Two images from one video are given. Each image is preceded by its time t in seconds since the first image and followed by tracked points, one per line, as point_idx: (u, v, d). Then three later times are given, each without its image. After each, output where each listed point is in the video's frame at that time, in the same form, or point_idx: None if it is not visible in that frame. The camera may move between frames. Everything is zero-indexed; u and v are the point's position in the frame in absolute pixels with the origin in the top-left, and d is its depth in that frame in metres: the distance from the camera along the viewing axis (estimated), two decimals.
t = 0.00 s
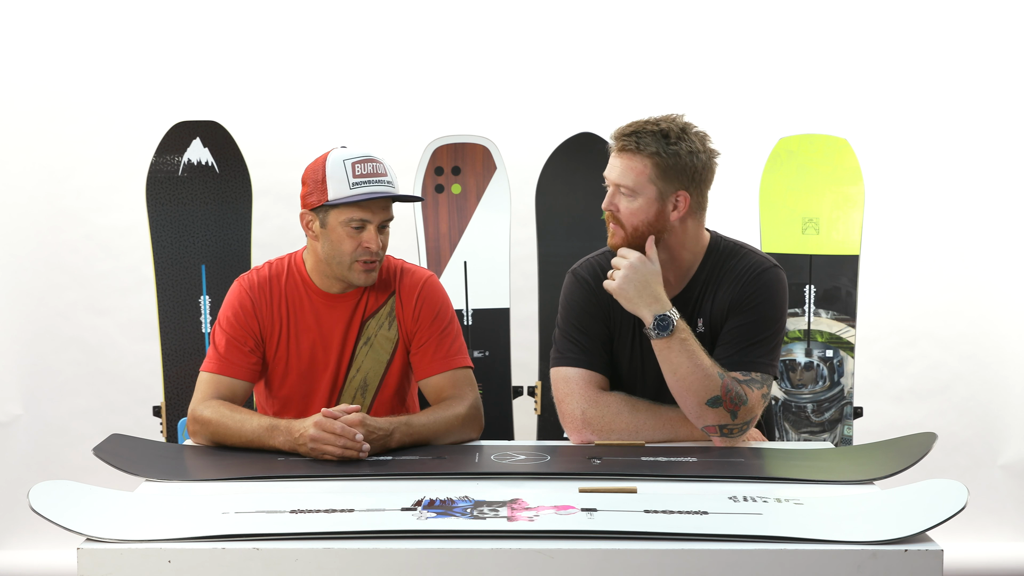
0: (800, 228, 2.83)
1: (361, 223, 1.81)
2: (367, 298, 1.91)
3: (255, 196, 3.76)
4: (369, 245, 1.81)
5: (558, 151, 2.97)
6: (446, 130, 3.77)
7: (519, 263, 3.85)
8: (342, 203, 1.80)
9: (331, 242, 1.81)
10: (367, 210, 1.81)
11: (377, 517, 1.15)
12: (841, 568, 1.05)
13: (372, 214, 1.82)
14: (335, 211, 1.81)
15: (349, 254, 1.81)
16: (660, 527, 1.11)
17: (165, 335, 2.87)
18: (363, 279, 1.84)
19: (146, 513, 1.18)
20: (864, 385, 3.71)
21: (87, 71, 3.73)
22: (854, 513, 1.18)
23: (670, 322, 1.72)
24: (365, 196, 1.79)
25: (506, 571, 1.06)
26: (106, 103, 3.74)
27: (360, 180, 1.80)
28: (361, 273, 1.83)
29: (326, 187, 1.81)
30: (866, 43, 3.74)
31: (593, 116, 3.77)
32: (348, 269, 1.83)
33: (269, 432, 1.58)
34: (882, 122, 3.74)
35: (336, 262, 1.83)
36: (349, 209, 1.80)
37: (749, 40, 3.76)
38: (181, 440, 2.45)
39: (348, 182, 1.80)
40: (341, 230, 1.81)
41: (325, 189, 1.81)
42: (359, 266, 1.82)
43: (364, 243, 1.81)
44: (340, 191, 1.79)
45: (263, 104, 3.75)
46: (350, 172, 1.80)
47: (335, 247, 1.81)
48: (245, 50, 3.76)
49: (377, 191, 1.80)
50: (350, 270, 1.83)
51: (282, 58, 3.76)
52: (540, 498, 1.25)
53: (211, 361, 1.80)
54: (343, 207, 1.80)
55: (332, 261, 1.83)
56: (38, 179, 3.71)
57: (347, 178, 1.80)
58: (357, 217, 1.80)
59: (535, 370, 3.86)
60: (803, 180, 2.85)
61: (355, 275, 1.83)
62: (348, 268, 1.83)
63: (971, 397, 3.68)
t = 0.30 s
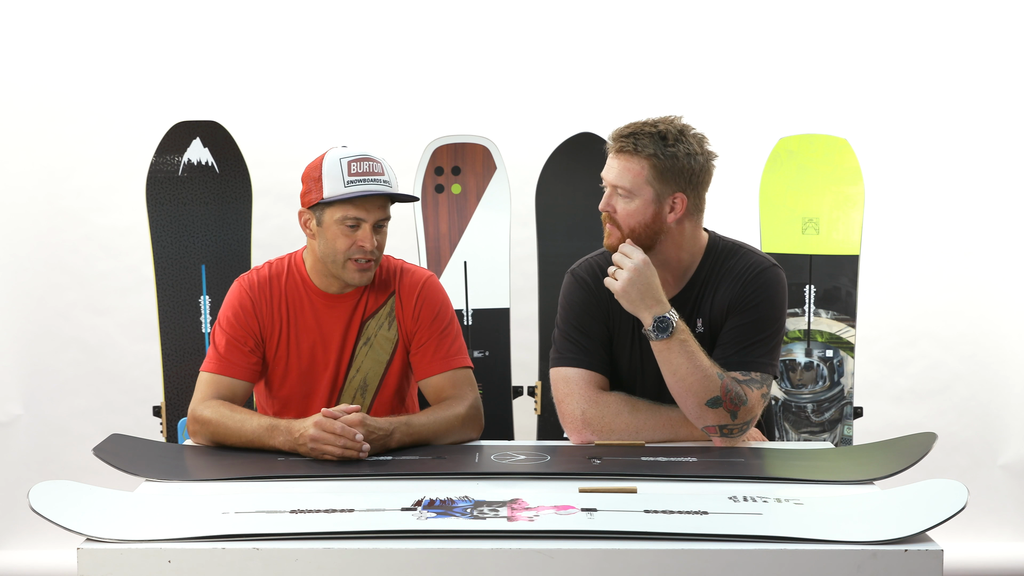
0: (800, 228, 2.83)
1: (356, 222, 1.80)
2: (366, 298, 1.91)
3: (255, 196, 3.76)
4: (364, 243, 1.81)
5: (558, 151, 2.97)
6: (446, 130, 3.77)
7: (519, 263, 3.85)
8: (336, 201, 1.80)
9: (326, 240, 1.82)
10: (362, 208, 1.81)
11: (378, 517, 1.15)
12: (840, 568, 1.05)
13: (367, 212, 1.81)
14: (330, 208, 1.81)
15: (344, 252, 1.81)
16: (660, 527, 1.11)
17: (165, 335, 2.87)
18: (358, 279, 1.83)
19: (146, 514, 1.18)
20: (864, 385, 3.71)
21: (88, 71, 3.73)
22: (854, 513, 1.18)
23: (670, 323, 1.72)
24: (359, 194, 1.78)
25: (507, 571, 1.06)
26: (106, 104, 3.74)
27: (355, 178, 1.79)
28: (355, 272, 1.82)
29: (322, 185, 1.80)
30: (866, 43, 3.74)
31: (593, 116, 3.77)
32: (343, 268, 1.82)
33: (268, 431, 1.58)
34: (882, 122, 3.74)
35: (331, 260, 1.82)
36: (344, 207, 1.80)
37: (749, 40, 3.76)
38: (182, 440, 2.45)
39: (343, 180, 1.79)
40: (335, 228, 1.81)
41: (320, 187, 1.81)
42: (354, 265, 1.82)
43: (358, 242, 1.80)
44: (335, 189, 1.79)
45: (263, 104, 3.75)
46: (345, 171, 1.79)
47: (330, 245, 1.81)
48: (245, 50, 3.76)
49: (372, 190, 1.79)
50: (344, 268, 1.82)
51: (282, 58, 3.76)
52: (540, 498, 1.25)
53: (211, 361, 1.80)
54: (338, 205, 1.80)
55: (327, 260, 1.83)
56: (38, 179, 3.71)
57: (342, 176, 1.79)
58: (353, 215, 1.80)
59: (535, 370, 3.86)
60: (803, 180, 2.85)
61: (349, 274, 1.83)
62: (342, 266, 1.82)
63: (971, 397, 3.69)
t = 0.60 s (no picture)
0: (800, 228, 2.83)
1: (348, 217, 1.80)
2: (366, 298, 1.91)
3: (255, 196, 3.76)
4: (356, 239, 1.80)
5: (558, 151, 2.97)
6: (446, 130, 3.77)
7: (519, 263, 3.85)
8: (328, 196, 1.79)
9: (320, 237, 1.82)
10: (352, 203, 1.80)
11: (378, 517, 1.15)
12: (841, 568, 1.05)
13: (359, 208, 1.80)
14: (323, 204, 1.81)
15: (336, 247, 1.80)
16: (660, 527, 1.11)
17: (166, 335, 2.87)
18: (351, 274, 1.82)
19: (146, 513, 1.18)
20: (864, 385, 3.71)
21: (88, 71, 3.73)
22: (854, 513, 1.18)
23: (665, 326, 1.71)
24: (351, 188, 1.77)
25: (507, 571, 1.06)
26: (106, 104, 3.74)
27: (348, 173, 1.78)
28: (349, 268, 1.82)
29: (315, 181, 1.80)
30: (866, 43, 3.74)
31: (593, 116, 3.77)
32: (336, 263, 1.81)
33: (268, 431, 1.58)
34: (882, 122, 3.74)
35: (325, 257, 1.82)
36: (336, 202, 1.80)
37: (749, 40, 3.76)
38: (181, 440, 2.45)
39: (336, 175, 1.78)
40: (328, 224, 1.80)
41: (314, 182, 1.80)
42: (348, 261, 1.81)
43: (350, 237, 1.80)
44: (328, 184, 1.78)
45: (263, 104, 3.75)
46: (339, 165, 1.78)
47: (324, 241, 1.81)
48: (244, 50, 3.76)
49: (364, 185, 1.78)
50: (338, 264, 1.81)
51: (282, 58, 3.76)
52: (540, 498, 1.25)
53: (211, 361, 1.80)
54: (330, 200, 1.80)
55: (321, 256, 1.82)
56: (38, 179, 3.71)
57: (335, 171, 1.78)
58: (345, 210, 1.80)
59: (535, 370, 3.86)
60: (803, 179, 2.85)
61: (343, 270, 1.82)
62: (336, 263, 1.81)
63: (971, 397, 3.69)
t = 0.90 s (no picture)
0: (800, 228, 2.83)
1: (348, 218, 1.80)
2: (366, 298, 1.91)
3: (255, 196, 3.76)
4: (355, 239, 1.80)
5: (558, 151, 2.97)
6: (446, 130, 3.77)
7: (519, 263, 3.85)
8: (327, 196, 1.79)
9: (320, 236, 1.82)
10: (350, 202, 1.79)
11: (377, 517, 1.15)
12: (840, 568, 1.05)
13: (357, 208, 1.80)
14: (322, 204, 1.81)
15: (336, 247, 1.80)
16: (660, 527, 1.11)
17: (165, 334, 2.87)
18: (350, 274, 1.82)
19: (146, 514, 1.18)
20: (864, 384, 3.72)
21: (88, 71, 3.73)
22: (854, 513, 1.18)
23: (665, 324, 1.71)
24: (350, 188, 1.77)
25: (507, 572, 1.06)
26: (106, 104, 3.74)
27: (347, 173, 1.78)
28: (347, 268, 1.82)
29: (314, 181, 1.80)
30: (866, 43, 3.74)
31: (593, 116, 3.77)
32: (336, 263, 1.81)
33: (268, 431, 1.58)
34: (882, 122, 3.74)
35: (325, 257, 1.82)
36: (335, 202, 1.80)
37: (749, 40, 3.76)
38: (182, 440, 2.45)
39: (335, 175, 1.78)
40: (327, 223, 1.80)
41: (313, 182, 1.80)
42: (347, 261, 1.81)
43: (349, 237, 1.80)
44: (327, 184, 1.78)
45: (263, 104, 3.75)
46: (338, 165, 1.78)
47: (324, 241, 1.81)
48: (244, 50, 3.76)
49: (362, 185, 1.78)
50: (337, 263, 1.81)
51: (282, 58, 3.76)
52: (540, 498, 1.25)
53: (211, 361, 1.80)
54: (329, 200, 1.80)
55: (320, 256, 1.82)
56: (38, 179, 3.71)
57: (334, 171, 1.78)
58: (344, 210, 1.80)
59: (535, 370, 3.86)
60: (803, 179, 2.85)
61: (342, 269, 1.82)
62: (335, 262, 1.81)
63: (971, 397, 3.69)
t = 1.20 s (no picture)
0: (801, 228, 2.83)
1: (348, 218, 1.80)
2: (366, 298, 1.91)
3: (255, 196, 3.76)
4: (355, 239, 1.80)
5: (558, 151, 2.97)
6: (446, 130, 3.77)
7: (518, 263, 3.85)
8: (327, 196, 1.79)
9: (320, 237, 1.82)
10: (350, 203, 1.79)
11: (378, 517, 1.15)
12: (840, 568, 1.05)
13: (358, 208, 1.80)
14: (321, 204, 1.81)
15: (336, 248, 1.80)
16: (661, 527, 1.11)
17: (165, 334, 2.87)
18: (350, 275, 1.82)
19: (147, 513, 1.18)
20: (864, 385, 3.72)
21: (88, 71, 3.73)
22: (855, 513, 1.18)
23: (664, 324, 1.71)
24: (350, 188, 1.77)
25: (507, 572, 1.06)
26: (106, 103, 3.74)
27: (347, 174, 1.78)
28: (348, 268, 1.82)
29: (314, 181, 1.80)
30: (866, 44, 3.74)
31: (593, 116, 3.77)
32: (336, 264, 1.81)
33: (268, 431, 1.58)
34: (882, 122, 3.74)
35: (325, 257, 1.82)
36: (335, 202, 1.80)
37: (749, 40, 3.76)
38: (182, 440, 2.45)
39: (335, 175, 1.77)
40: (327, 224, 1.80)
41: (313, 182, 1.80)
42: (347, 262, 1.81)
43: (349, 238, 1.80)
44: (327, 184, 1.77)
45: (263, 104, 3.75)
46: (338, 165, 1.78)
47: (324, 241, 1.81)
48: (244, 50, 3.76)
49: (362, 186, 1.77)
50: (338, 264, 1.82)
51: (282, 58, 3.76)
52: (541, 498, 1.25)
53: (211, 361, 1.80)
54: (329, 200, 1.80)
55: (321, 256, 1.83)
56: (38, 179, 3.71)
57: (334, 171, 1.78)
58: (344, 211, 1.80)
59: (535, 370, 3.86)
60: (803, 179, 2.86)
61: (342, 270, 1.82)
62: (335, 263, 1.82)
63: (971, 397, 3.68)
